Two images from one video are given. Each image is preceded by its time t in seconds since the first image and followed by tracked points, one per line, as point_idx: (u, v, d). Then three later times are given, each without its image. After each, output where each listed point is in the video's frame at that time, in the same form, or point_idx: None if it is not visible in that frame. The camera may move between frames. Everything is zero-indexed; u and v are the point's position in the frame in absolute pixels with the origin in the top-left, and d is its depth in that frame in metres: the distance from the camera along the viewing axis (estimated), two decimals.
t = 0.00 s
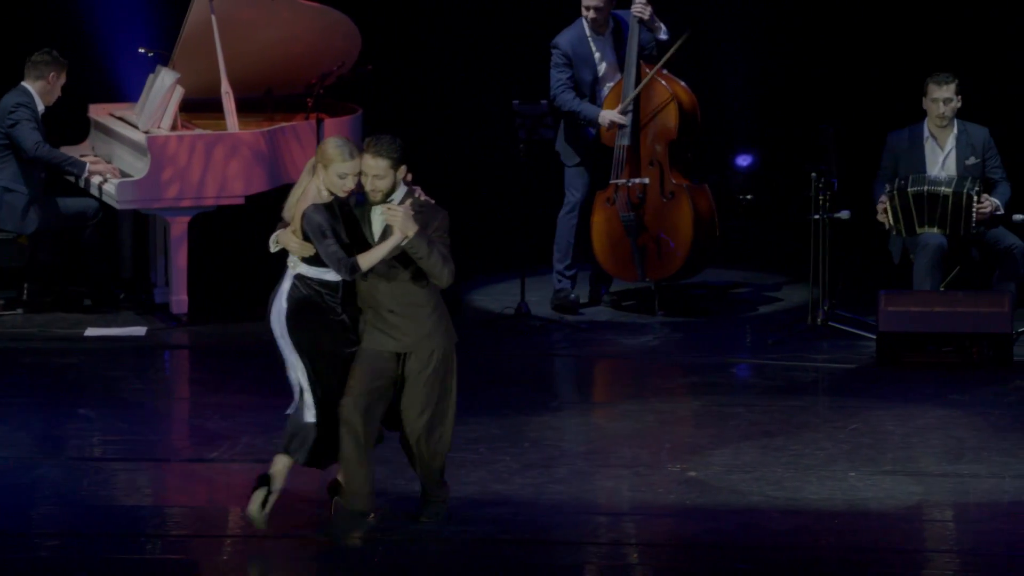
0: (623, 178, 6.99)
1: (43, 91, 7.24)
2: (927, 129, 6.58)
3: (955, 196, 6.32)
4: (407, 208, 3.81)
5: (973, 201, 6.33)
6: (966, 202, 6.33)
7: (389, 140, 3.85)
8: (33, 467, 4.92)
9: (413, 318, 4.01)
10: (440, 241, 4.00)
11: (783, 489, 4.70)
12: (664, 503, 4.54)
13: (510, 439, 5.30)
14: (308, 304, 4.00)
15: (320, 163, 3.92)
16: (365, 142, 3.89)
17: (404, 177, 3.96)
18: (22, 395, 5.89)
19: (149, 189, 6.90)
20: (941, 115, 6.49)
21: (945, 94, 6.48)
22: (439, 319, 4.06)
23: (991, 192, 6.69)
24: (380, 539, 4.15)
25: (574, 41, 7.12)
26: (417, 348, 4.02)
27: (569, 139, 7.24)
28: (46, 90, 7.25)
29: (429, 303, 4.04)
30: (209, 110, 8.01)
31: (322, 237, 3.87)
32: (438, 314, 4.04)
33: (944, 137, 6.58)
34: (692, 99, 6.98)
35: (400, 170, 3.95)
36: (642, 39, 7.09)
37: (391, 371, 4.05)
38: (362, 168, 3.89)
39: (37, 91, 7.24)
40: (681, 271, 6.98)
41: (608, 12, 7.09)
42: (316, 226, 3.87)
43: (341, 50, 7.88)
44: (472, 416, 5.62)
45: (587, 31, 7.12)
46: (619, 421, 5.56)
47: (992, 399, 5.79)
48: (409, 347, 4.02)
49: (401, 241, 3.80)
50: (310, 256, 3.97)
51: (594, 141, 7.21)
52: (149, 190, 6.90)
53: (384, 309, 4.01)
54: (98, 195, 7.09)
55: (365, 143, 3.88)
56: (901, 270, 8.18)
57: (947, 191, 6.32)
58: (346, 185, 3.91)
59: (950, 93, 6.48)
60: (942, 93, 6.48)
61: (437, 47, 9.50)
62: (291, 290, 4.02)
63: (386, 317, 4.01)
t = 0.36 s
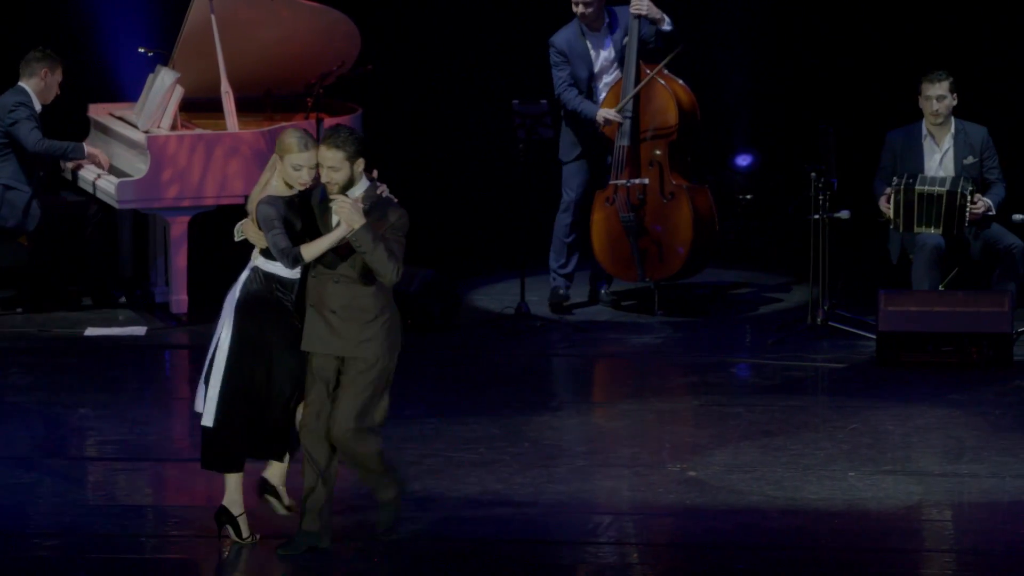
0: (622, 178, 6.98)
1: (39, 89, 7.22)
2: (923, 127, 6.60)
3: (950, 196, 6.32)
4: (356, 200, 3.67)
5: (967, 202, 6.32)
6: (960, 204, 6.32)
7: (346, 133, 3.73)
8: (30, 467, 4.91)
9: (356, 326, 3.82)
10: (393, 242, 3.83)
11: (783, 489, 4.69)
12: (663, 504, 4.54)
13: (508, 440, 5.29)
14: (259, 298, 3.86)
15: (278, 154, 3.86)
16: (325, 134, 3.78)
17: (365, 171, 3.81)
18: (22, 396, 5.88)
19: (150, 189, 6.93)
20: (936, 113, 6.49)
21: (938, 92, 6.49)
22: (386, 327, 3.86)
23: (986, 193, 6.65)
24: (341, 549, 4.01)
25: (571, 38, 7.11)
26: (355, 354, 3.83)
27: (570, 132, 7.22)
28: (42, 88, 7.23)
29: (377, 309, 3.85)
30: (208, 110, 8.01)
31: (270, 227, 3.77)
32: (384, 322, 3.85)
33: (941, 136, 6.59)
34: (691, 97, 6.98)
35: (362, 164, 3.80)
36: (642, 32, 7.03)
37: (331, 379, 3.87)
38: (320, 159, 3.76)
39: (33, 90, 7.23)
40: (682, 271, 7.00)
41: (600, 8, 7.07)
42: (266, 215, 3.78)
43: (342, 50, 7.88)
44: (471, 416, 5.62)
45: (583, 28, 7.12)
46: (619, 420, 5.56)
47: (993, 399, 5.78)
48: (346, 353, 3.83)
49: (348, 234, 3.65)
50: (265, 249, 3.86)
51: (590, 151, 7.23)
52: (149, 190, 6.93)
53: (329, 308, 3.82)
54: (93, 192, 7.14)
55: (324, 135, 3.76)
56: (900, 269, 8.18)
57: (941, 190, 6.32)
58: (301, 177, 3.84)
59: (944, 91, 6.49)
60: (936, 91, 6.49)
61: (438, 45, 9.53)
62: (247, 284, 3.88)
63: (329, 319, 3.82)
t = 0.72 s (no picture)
0: (626, 178, 6.97)
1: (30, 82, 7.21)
2: (927, 127, 6.59)
3: (954, 195, 6.32)
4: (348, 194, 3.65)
5: (972, 201, 6.32)
6: (964, 203, 6.32)
7: (338, 127, 3.71)
8: (32, 467, 4.91)
9: (353, 320, 3.81)
10: (387, 237, 3.80)
11: (787, 489, 4.69)
12: (668, 503, 4.54)
13: (512, 439, 5.29)
14: (254, 298, 3.85)
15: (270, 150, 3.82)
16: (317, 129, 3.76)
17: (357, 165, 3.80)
18: (26, 396, 5.88)
19: (155, 188, 6.93)
20: (939, 112, 6.48)
21: (942, 91, 6.48)
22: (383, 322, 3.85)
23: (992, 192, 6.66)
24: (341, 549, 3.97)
25: (576, 37, 7.12)
26: (351, 350, 3.81)
27: (574, 130, 7.22)
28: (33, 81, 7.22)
29: (373, 306, 3.84)
30: (211, 108, 8.01)
31: (264, 224, 3.75)
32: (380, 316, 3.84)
33: (944, 135, 6.59)
34: (695, 96, 6.97)
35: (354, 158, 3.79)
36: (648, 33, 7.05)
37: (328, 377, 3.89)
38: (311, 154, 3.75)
39: (22, 87, 7.19)
40: (686, 272, 7.01)
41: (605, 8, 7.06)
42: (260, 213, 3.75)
43: (345, 48, 7.89)
44: (472, 415, 5.62)
45: (588, 27, 7.12)
46: (622, 420, 5.56)
47: (996, 399, 5.78)
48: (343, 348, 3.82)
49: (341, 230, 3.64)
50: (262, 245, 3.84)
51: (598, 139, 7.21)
52: (152, 190, 6.93)
53: (325, 305, 3.83)
54: (92, 188, 7.23)
55: (316, 130, 3.74)
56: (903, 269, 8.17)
57: (946, 189, 6.32)
58: (294, 173, 3.80)
59: (948, 89, 6.48)
60: (940, 89, 6.48)
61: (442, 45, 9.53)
62: (243, 283, 3.87)
63: (325, 315, 3.83)
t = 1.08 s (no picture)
0: (624, 176, 6.98)
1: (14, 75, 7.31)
2: (924, 126, 6.60)
3: (952, 194, 6.34)
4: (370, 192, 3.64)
5: (968, 200, 6.34)
6: (962, 202, 6.33)
7: (356, 126, 3.68)
8: (29, 466, 4.90)
9: (372, 317, 3.83)
10: (407, 233, 3.81)
11: (785, 488, 4.69)
12: (665, 502, 4.53)
13: (510, 439, 5.29)
14: (275, 296, 3.82)
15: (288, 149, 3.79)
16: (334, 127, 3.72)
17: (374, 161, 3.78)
18: (22, 395, 5.87)
19: (150, 188, 6.94)
20: (935, 112, 6.49)
21: (938, 91, 6.49)
22: (399, 321, 3.87)
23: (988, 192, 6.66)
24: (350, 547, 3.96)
25: (578, 38, 7.11)
26: (372, 348, 3.83)
27: (573, 132, 7.22)
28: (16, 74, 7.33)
29: (390, 304, 3.86)
30: (208, 110, 8.02)
31: (286, 224, 3.71)
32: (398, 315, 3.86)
33: (941, 135, 6.60)
34: (695, 98, 6.98)
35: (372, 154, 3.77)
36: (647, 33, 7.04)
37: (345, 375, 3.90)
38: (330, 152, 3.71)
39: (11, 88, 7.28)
40: (683, 270, 7.00)
41: (610, 9, 7.09)
42: (282, 212, 3.71)
43: (342, 50, 7.93)
44: (470, 415, 5.61)
45: (590, 27, 7.12)
46: (620, 419, 5.56)
47: (994, 398, 5.77)
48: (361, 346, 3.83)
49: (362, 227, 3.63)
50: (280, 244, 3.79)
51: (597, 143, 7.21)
52: (149, 190, 6.94)
53: (345, 303, 3.84)
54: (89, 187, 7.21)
55: (333, 128, 3.71)
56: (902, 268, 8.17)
57: (944, 188, 6.33)
58: (314, 172, 3.78)
59: (944, 89, 6.49)
60: (936, 89, 6.49)
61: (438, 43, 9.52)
62: (262, 281, 3.85)
63: (345, 313, 3.85)
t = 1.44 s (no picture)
0: (620, 177, 6.98)
1: None
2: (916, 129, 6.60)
3: (947, 194, 6.34)
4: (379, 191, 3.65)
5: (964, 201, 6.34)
6: (957, 203, 6.34)
7: (366, 124, 3.70)
8: (24, 467, 4.90)
9: (393, 314, 3.86)
10: (420, 228, 3.81)
11: (780, 488, 4.69)
12: (661, 502, 4.54)
13: (505, 439, 5.29)
14: (299, 299, 3.87)
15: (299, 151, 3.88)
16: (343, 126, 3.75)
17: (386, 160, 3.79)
18: (18, 395, 5.86)
19: (146, 189, 6.93)
20: (928, 115, 6.49)
21: (931, 94, 6.49)
22: (421, 315, 3.89)
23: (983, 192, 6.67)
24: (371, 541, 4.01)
25: (574, 35, 7.12)
26: (395, 343, 3.86)
27: (571, 132, 7.23)
28: None
29: (413, 297, 3.88)
30: (203, 109, 8.02)
31: (299, 227, 3.76)
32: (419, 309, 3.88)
33: (933, 137, 6.60)
34: (690, 97, 6.98)
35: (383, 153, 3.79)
36: (643, 32, 7.05)
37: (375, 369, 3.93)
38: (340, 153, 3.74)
39: None
40: (679, 270, 7.00)
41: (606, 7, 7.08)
42: (294, 215, 3.77)
43: (339, 46, 7.91)
44: (465, 415, 5.61)
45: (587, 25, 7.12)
46: (615, 419, 5.57)
47: (989, 398, 5.77)
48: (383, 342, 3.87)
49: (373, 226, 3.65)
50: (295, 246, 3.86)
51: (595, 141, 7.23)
52: (145, 189, 6.93)
53: (367, 301, 3.88)
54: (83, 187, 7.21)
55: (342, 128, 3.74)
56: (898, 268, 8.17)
57: (940, 188, 6.33)
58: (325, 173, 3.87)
59: (937, 92, 6.48)
60: (929, 92, 6.49)
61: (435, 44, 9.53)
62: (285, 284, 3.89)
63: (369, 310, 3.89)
